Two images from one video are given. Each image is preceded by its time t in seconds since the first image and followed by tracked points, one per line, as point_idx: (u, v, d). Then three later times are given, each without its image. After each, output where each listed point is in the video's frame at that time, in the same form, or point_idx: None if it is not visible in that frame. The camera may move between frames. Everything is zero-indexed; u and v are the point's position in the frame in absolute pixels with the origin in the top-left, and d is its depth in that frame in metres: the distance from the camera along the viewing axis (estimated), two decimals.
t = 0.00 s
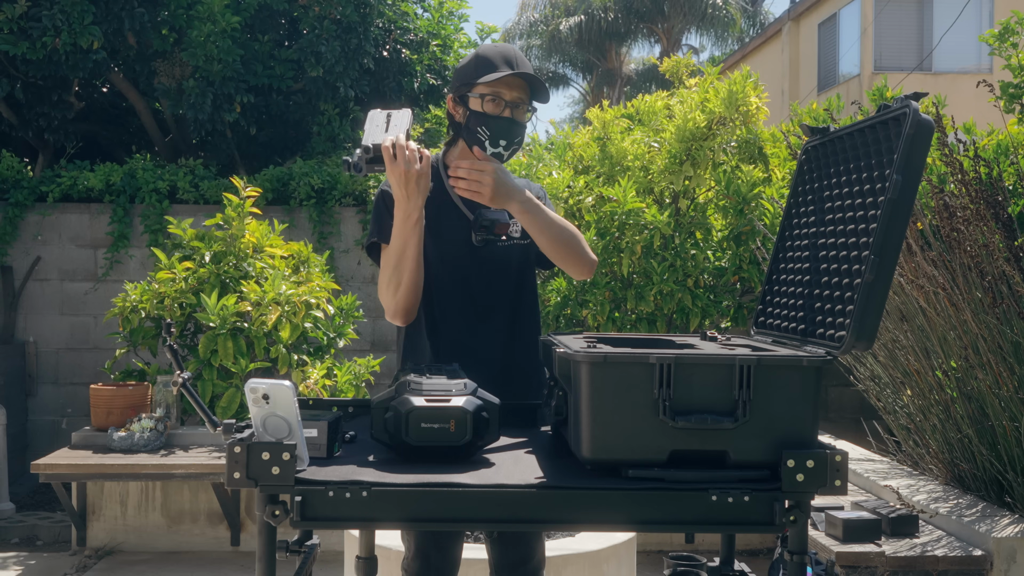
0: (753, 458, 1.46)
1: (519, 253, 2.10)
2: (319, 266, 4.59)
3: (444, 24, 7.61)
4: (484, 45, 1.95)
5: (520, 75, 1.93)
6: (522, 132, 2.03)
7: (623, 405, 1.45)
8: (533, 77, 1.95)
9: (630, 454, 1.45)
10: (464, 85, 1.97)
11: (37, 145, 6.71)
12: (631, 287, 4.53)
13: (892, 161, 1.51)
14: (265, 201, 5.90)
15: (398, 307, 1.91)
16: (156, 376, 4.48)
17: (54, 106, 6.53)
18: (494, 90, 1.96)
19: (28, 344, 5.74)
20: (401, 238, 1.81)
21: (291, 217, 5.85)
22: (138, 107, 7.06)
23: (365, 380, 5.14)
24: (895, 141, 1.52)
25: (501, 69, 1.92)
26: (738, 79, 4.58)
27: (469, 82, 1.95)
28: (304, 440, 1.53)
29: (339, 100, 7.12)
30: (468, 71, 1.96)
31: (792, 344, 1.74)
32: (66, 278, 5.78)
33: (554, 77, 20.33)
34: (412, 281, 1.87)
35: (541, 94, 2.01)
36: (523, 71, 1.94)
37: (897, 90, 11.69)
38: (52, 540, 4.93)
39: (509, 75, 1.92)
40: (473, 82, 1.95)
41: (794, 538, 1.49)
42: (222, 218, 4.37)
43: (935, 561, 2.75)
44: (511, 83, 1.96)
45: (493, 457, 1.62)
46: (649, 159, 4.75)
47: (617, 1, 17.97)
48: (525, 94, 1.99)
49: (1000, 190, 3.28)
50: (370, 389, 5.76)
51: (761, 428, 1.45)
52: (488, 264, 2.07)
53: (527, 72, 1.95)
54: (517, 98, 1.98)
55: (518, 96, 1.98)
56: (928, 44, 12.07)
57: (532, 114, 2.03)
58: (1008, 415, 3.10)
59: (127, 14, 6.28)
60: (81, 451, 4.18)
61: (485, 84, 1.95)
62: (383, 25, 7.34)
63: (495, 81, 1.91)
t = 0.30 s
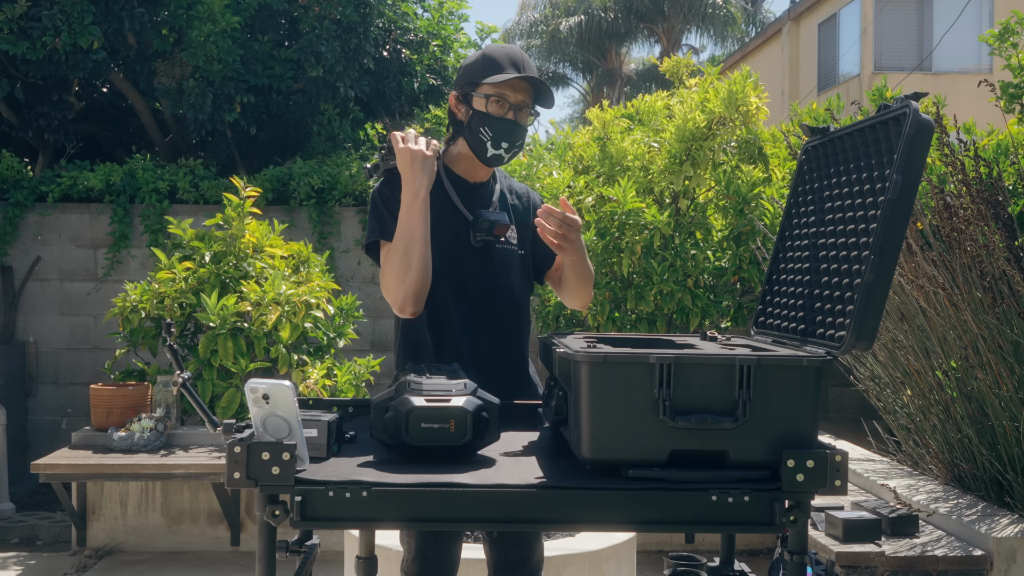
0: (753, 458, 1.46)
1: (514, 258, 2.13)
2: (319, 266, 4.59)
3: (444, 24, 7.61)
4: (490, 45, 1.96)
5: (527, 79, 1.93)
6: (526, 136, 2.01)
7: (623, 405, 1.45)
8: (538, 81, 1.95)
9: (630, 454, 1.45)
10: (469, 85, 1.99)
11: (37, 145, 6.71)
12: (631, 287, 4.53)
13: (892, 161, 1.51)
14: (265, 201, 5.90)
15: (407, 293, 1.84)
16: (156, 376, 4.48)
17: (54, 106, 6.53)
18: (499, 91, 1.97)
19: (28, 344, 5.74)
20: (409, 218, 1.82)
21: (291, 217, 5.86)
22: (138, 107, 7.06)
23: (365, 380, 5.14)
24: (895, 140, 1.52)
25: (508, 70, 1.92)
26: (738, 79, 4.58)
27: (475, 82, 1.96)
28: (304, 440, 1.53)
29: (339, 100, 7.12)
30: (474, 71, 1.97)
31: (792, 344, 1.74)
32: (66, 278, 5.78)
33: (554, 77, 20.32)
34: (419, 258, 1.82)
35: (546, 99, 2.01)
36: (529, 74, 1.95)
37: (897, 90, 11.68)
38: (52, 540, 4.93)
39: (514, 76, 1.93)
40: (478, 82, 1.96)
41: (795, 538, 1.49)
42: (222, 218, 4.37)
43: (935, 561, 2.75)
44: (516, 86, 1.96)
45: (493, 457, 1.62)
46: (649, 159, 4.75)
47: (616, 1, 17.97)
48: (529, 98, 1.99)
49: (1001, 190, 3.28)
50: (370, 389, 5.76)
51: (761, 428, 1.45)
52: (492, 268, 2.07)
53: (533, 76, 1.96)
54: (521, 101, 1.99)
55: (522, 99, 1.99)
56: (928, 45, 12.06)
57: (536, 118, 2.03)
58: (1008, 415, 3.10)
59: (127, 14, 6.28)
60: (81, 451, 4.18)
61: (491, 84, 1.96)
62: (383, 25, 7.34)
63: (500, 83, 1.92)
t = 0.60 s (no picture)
0: (753, 458, 1.46)
1: (514, 260, 2.12)
2: (319, 266, 4.59)
3: (444, 24, 7.62)
4: (488, 45, 1.96)
5: (529, 80, 1.93)
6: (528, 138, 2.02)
7: (623, 405, 1.45)
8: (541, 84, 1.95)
9: (630, 454, 1.45)
10: (472, 86, 1.98)
11: (37, 145, 6.71)
12: (631, 287, 4.53)
13: (892, 161, 1.51)
14: (265, 201, 5.90)
15: (406, 303, 1.86)
16: (156, 376, 4.48)
17: (54, 106, 6.53)
18: (501, 94, 1.96)
19: (28, 344, 5.74)
20: (412, 231, 1.80)
21: (291, 217, 5.85)
22: (138, 107, 7.06)
23: (365, 379, 5.14)
24: (895, 141, 1.52)
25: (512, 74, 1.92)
26: (738, 79, 4.58)
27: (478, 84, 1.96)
28: (304, 440, 1.53)
29: (339, 100, 7.12)
30: (477, 72, 1.96)
31: (792, 344, 1.74)
32: (66, 278, 5.78)
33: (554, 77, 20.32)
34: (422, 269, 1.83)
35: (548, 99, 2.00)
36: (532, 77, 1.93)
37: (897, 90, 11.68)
38: (52, 540, 4.93)
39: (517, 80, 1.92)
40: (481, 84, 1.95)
41: (795, 538, 1.49)
42: (222, 218, 4.37)
43: (935, 561, 2.75)
44: (518, 88, 1.96)
45: (493, 458, 1.62)
46: (649, 159, 4.75)
47: (616, 1, 17.97)
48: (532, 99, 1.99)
49: (1001, 190, 3.28)
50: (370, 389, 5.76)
51: (761, 428, 1.45)
52: (488, 268, 2.07)
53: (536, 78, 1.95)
54: (524, 102, 1.98)
55: (525, 100, 1.98)
56: (928, 45, 12.07)
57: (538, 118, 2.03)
58: (1008, 415, 3.10)
59: (127, 14, 6.29)
60: (81, 451, 4.18)
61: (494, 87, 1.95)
62: (383, 25, 7.34)
63: (503, 86, 1.92)
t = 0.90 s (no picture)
0: (753, 458, 1.46)
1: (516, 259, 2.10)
2: (319, 267, 4.58)
3: (444, 24, 7.62)
4: (489, 46, 1.96)
5: (526, 80, 1.92)
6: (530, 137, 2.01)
7: (623, 405, 1.45)
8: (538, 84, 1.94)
9: (630, 454, 1.45)
10: (470, 88, 1.99)
11: (37, 145, 6.71)
12: (631, 287, 4.53)
13: (892, 161, 1.51)
14: (265, 201, 5.90)
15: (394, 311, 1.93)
16: (156, 376, 4.48)
17: (54, 106, 6.53)
18: (499, 94, 1.97)
19: (28, 344, 5.74)
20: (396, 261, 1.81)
21: (291, 217, 5.85)
22: (138, 107, 7.07)
23: (366, 379, 5.15)
24: (895, 141, 1.52)
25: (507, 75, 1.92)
26: (738, 79, 4.58)
27: (475, 85, 1.97)
28: (304, 440, 1.53)
29: (340, 100, 7.12)
30: (475, 73, 1.97)
31: (792, 344, 1.74)
32: (66, 278, 5.78)
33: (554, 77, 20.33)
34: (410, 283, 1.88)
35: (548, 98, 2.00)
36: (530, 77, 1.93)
37: (897, 90, 11.68)
38: (52, 540, 4.93)
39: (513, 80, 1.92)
40: (478, 85, 1.97)
41: (794, 538, 1.49)
42: (222, 218, 4.37)
43: (935, 561, 2.75)
44: (516, 87, 1.96)
45: (493, 457, 1.62)
46: (649, 159, 4.75)
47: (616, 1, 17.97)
48: (532, 98, 1.98)
49: (1001, 190, 3.28)
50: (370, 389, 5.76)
51: (761, 428, 1.45)
52: (491, 270, 2.06)
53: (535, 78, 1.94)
54: (523, 101, 1.98)
55: (524, 99, 1.98)
56: (928, 45, 12.07)
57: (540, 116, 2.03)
58: (1008, 415, 3.10)
59: (127, 14, 6.29)
60: (81, 451, 4.18)
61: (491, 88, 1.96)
62: (383, 25, 7.34)
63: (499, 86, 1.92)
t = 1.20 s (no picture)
0: (753, 458, 1.46)
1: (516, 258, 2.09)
2: (319, 267, 4.58)
3: (444, 24, 7.61)
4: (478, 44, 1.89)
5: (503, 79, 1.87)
6: (515, 133, 1.99)
7: (623, 405, 1.45)
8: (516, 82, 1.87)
9: (630, 454, 1.45)
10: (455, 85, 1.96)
11: (37, 145, 6.71)
12: (631, 288, 4.53)
13: (892, 161, 1.51)
14: (265, 201, 5.90)
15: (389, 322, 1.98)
16: (156, 376, 4.48)
17: (54, 106, 6.53)
18: (480, 92, 1.93)
19: (28, 344, 5.75)
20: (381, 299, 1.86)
21: (291, 217, 5.85)
22: (138, 107, 7.07)
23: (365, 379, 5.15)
24: (895, 141, 1.52)
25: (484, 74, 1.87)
26: (738, 79, 4.58)
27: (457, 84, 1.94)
28: (304, 440, 1.53)
29: (339, 100, 7.12)
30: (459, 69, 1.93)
31: (792, 344, 1.74)
32: (66, 278, 5.78)
33: (554, 77, 20.33)
34: (399, 304, 1.94)
35: (533, 94, 1.93)
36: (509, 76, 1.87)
37: (897, 90, 11.69)
38: (52, 540, 4.93)
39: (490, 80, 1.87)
40: (460, 84, 1.93)
41: (794, 538, 1.49)
42: (222, 218, 4.37)
43: (935, 561, 2.75)
44: (496, 85, 1.91)
45: (492, 457, 1.62)
46: (649, 159, 4.75)
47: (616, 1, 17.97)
48: (515, 94, 1.93)
49: (1001, 190, 3.27)
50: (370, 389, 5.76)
51: (761, 428, 1.45)
52: (491, 267, 2.06)
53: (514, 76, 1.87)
54: (505, 98, 1.93)
55: (506, 96, 1.93)
56: (928, 45, 12.07)
57: (529, 111, 1.97)
58: (1008, 415, 3.10)
59: (127, 14, 6.28)
60: (81, 451, 4.18)
61: (471, 86, 1.92)
62: (383, 25, 7.34)
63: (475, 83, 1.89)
